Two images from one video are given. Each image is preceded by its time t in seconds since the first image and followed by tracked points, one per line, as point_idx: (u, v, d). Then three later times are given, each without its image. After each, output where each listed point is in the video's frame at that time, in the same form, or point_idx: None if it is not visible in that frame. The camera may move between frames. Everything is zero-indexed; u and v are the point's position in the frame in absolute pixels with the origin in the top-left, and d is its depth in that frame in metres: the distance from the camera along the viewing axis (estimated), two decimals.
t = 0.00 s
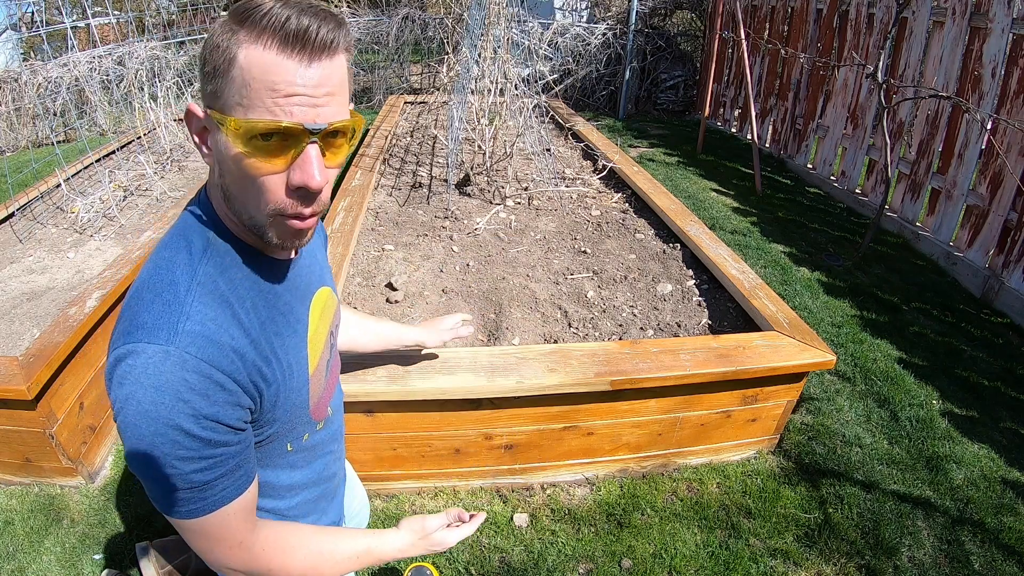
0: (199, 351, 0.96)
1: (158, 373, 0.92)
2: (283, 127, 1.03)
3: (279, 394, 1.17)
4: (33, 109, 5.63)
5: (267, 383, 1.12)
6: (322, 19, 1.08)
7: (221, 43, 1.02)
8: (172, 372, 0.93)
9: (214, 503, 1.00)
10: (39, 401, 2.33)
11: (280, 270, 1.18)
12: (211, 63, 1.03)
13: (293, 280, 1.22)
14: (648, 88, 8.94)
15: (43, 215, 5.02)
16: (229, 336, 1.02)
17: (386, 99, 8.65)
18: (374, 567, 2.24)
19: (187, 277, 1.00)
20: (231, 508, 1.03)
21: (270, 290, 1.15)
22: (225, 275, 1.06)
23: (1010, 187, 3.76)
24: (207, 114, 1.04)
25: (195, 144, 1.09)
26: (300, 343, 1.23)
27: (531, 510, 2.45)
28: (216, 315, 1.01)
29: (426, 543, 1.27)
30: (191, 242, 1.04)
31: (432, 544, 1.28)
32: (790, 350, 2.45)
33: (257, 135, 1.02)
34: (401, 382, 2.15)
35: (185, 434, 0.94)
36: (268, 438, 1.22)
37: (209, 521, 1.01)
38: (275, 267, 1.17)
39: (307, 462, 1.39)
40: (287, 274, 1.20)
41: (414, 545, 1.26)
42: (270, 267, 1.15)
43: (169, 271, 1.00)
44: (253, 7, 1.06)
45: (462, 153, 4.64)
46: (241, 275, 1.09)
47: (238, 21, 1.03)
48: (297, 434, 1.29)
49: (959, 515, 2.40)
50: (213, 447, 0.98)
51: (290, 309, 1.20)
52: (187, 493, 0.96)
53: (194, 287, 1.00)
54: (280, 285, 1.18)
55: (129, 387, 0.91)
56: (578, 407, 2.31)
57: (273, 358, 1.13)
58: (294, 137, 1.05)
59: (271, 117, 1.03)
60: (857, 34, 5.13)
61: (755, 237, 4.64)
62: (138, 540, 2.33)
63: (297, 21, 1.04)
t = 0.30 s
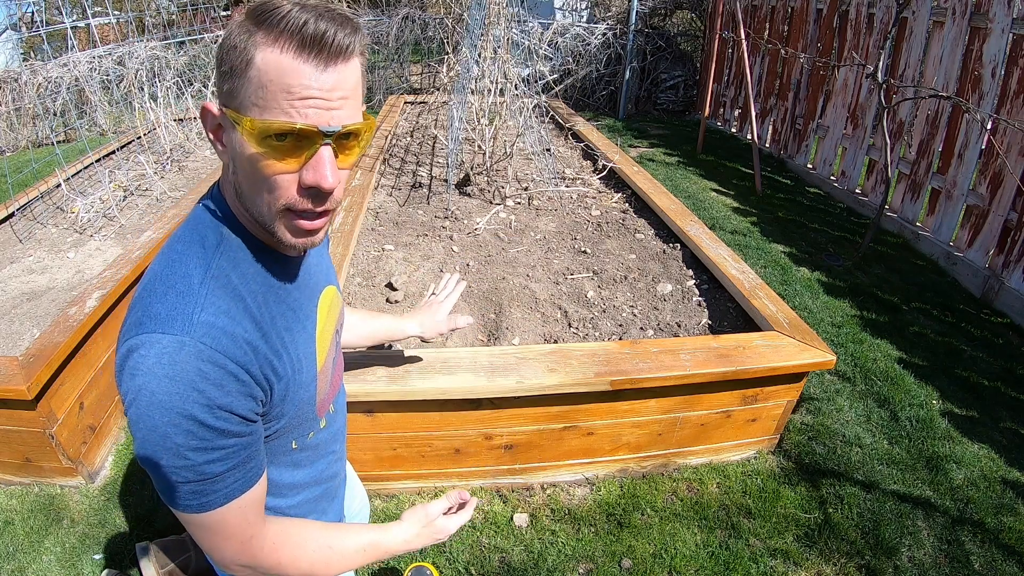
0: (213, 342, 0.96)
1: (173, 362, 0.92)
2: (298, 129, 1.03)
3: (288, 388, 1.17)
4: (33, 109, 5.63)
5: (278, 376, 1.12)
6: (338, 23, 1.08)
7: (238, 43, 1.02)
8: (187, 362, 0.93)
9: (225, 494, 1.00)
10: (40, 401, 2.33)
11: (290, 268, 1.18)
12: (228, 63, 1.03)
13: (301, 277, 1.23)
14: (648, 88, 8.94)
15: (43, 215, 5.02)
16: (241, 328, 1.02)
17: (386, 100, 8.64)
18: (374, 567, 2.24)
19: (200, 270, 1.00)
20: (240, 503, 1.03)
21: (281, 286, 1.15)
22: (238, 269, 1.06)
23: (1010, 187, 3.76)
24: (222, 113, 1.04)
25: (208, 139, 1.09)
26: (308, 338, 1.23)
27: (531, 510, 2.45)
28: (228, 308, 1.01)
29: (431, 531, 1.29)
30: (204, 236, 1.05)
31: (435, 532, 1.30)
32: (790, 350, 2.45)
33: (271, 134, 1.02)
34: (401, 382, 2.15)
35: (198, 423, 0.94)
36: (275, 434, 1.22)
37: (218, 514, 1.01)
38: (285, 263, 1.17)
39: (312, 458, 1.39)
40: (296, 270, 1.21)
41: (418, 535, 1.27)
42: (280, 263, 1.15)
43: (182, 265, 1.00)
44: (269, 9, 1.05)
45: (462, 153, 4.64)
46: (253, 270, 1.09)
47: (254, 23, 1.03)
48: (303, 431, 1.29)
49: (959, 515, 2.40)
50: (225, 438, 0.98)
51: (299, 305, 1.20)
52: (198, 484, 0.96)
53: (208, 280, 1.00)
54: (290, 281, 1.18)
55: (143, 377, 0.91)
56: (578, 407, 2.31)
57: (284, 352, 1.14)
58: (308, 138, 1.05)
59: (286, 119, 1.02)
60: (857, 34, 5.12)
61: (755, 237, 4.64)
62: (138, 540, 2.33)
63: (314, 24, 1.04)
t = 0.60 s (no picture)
0: (218, 343, 0.97)
1: (176, 363, 0.92)
2: (304, 128, 1.03)
3: (291, 388, 1.17)
4: (32, 109, 5.63)
5: (281, 376, 1.12)
6: (346, 24, 1.08)
7: (248, 43, 1.02)
8: (191, 363, 0.93)
9: (225, 494, 1.00)
10: (39, 401, 2.33)
11: (291, 267, 1.18)
12: (235, 63, 1.03)
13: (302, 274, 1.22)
14: (648, 88, 8.94)
15: (43, 215, 5.02)
16: (245, 328, 1.02)
17: (386, 100, 8.64)
18: (374, 567, 2.24)
19: (203, 271, 1.00)
20: (240, 503, 1.03)
21: (283, 284, 1.15)
22: (240, 269, 1.06)
23: (1010, 187, 3.76)
24: (229, 112, 1.04)
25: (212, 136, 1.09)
26: (311, 338, 1.23)
27: (531, 510, 2.45)
28: (232, 308, 1.01)
29: (419, 529, 1.29)
30: (207, 236, 1.04)
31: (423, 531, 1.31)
32: (791, 350, 2.45)
33: (279, 133, 1.02)
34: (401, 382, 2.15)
35: (201, 425, 0.94)
36: (277, 434, 1.22)
37: (220, 515, 1.01)
38: (287, 262, 1.17)
39: (312, 456, 1.39)
40: (298, 268, 1.21)
41: (409, 534, 1.28)
42: (281, 262, 1.16)
43: (185, 264, 1.00)
44: (277, 9, 1.05)
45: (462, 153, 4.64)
46: (255, 270, 1.09)
47: (263, 24, 1.03)
48: (304, 430, 1.29)
49: (959, 514, 2.40)
50: (227, 439, 0.98)
51: (300, 304, 1.20)
52: (199, 485, 0.96)
53: (211, 280, 1.00)
54: (291, 281, 1.18)
55: (146, 378, 0.91)
56: (578, 407, 2.31)
57: (287, 352, 1.14)
58: (315, 138, 1.05)
59: (295, 119, 1.03)
60: (857, 34, 5.13)
61: (755, 237, 4.64)
62: (138, 540, 2.33)
63: (322, 25, 1.04)
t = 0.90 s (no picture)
0: (224, 348, 0.97)
1: (182, 369, 0.92)
2: (308, 138, 1.04)
3: (295, 392, 1.17)
4: (32, 109, 5.63)
5: (286, 381, 1.12)
6: (344, 27, 1.07)
7: (244, 50, 1.01)
8: (197, 369, 0.93)
9: (229, 499, 1.00)
10: (40, 401, 2.33)
11: (296, 272, 1.18)
12: (233, 72, 1.02)
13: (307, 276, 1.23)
14: (648, 88, 8.94)
15: (43, 215, 5.02)
16: (250, 333, 1.02)
17: (386, 100, 8.64)
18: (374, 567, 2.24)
19: (208, 275, 1.00)
20: (242, 508, 1.03)
21: (288, 287, 1.15)
22: (245, 273, 1.06)
23: (1010, 187, 3.76)
24: (230, 121, 1.04)
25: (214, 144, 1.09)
26: (315, 341, 1.23)
27: (531, 510, 2.45)
28: (237, 313, 1.01)
29: (405, 549, 1.33)
30: (212, 240, 1.05)
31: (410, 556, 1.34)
32: (791, 350, 2.45)
33: (285, 143, 1.03)
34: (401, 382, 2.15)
35: (206, 431, 0.94)
36: (281, 437, 1.22)
37: (222, 519, 1.01)
38: (292, 265, 1.17)
39: (315, 458, 1.39)
40: (303, 270, 1.21)
41: (397, 557, 1.31)
42: (287, 266, 1.16)
43: (190, 269, 1.00)
44: (273, 13, 1.04)
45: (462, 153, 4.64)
46: (261, 273, 1.09)
47: (258, 30, 1.02)
48: (308, 433, 1.29)
49: (959, 515, 2.40)
50: (231, 445, 0.99)
51: (305, 307, 1.20)
52: (203, 490, 0.97)
53: (215, 285, 1.00)
54: (296, 284, 1.18)
55: (152, 384, 0.91)
56: (578, 407, 2.31)
57: (292, 356, 1.14)
58: (319, 147, 1.06)
59: (298, 128, 1.03)
60: (857, 34, 5.12)
61: (755, 237, 4.64)
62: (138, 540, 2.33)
63: (320, 30, 1.03)
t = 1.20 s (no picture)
0: (230, 351, 0.97)
1: (188, 371, 0.92)
2: (315, 137, 1.04)
3: (300, 394, 1.17)
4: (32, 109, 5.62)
5: (290, 383, 1.12)
6: (353, 25, 1.07)
7: (252, 48, 1.01)
8: (203, 372, 0.93)
9: (230, 501, 1.00)
10: (40, 401, 2.33)
11: (302, 271, 1.18)
12: (242, 70, 1.02)
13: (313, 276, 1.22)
14: (648, 88, 8.94)
15: (43, 215, 5.02)
16: (257, 335, 1.02)
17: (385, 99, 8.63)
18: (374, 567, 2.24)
19: (215, 276, 1.00)
20: (243, 509, 1.04)
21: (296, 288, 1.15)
22: (252, 274, 1.06)
23: (1010, 187, 3.76)
24: (237, 118, 1.04)
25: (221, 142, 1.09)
26: (321, 342, 1.23)
27: (531, 510, 2.45)
28: (244, 315, 1.01)
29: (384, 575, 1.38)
30: (219, 240, 1.05)
31: None
32: (791, 350, 2.45)
33: (293, 143, 1.03)
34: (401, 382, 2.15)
35: (209, 434, 0.94)
36: (285, 437, 1.22)
37: (224, 520, 1.01)
38: (298, 266, 1.17)
39: (319, 458, 1.39)
40: (309, 271, 1.21)
41: None
42: (293, 266, 1.16)
43: (197, 270, 1.00)
44: (282, 12, 1.04)
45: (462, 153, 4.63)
46: (268, 274, 1.09)
47: (267, 28, 1.02)
48: (312, 433, 1.29)
49: (959, 515, 2.40)
50: (234, 449, 0.98)
51: (311, 308, 1.20)
52: (203, 492, 0.97)
53: (222, 287, 1.00)
54: (303, 285, 1.18)
55: (158, 385, 0.91)
56: (578, 407, 2.31)
57: (297, 358, 1.14)
58: (327, 146, 1.06)
59: (305, 126, 1.03)
60: (857, 34, 5.13)
61: (755, 237, 4.64)
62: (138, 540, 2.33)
63: (329, 28, 1.03)
